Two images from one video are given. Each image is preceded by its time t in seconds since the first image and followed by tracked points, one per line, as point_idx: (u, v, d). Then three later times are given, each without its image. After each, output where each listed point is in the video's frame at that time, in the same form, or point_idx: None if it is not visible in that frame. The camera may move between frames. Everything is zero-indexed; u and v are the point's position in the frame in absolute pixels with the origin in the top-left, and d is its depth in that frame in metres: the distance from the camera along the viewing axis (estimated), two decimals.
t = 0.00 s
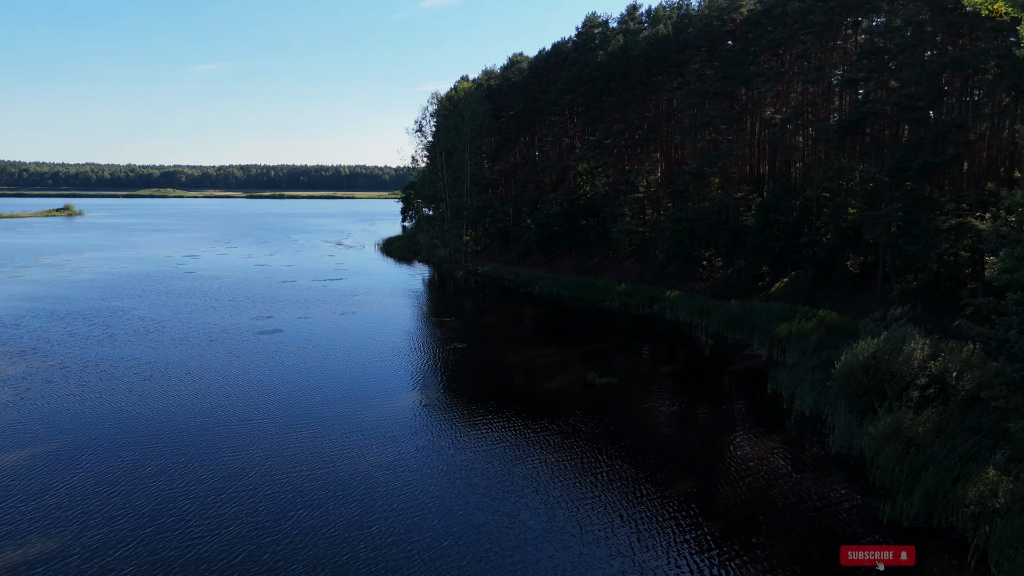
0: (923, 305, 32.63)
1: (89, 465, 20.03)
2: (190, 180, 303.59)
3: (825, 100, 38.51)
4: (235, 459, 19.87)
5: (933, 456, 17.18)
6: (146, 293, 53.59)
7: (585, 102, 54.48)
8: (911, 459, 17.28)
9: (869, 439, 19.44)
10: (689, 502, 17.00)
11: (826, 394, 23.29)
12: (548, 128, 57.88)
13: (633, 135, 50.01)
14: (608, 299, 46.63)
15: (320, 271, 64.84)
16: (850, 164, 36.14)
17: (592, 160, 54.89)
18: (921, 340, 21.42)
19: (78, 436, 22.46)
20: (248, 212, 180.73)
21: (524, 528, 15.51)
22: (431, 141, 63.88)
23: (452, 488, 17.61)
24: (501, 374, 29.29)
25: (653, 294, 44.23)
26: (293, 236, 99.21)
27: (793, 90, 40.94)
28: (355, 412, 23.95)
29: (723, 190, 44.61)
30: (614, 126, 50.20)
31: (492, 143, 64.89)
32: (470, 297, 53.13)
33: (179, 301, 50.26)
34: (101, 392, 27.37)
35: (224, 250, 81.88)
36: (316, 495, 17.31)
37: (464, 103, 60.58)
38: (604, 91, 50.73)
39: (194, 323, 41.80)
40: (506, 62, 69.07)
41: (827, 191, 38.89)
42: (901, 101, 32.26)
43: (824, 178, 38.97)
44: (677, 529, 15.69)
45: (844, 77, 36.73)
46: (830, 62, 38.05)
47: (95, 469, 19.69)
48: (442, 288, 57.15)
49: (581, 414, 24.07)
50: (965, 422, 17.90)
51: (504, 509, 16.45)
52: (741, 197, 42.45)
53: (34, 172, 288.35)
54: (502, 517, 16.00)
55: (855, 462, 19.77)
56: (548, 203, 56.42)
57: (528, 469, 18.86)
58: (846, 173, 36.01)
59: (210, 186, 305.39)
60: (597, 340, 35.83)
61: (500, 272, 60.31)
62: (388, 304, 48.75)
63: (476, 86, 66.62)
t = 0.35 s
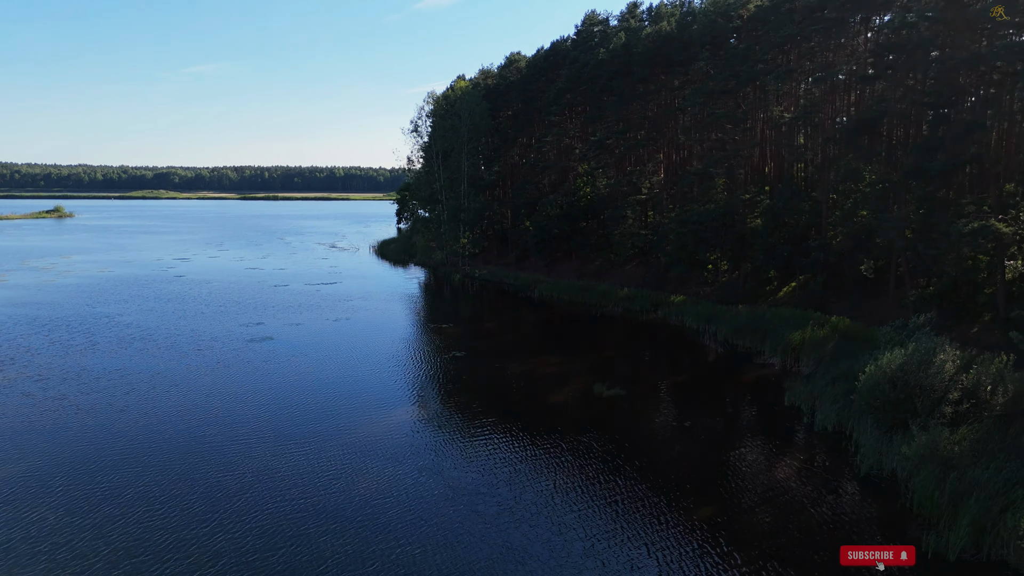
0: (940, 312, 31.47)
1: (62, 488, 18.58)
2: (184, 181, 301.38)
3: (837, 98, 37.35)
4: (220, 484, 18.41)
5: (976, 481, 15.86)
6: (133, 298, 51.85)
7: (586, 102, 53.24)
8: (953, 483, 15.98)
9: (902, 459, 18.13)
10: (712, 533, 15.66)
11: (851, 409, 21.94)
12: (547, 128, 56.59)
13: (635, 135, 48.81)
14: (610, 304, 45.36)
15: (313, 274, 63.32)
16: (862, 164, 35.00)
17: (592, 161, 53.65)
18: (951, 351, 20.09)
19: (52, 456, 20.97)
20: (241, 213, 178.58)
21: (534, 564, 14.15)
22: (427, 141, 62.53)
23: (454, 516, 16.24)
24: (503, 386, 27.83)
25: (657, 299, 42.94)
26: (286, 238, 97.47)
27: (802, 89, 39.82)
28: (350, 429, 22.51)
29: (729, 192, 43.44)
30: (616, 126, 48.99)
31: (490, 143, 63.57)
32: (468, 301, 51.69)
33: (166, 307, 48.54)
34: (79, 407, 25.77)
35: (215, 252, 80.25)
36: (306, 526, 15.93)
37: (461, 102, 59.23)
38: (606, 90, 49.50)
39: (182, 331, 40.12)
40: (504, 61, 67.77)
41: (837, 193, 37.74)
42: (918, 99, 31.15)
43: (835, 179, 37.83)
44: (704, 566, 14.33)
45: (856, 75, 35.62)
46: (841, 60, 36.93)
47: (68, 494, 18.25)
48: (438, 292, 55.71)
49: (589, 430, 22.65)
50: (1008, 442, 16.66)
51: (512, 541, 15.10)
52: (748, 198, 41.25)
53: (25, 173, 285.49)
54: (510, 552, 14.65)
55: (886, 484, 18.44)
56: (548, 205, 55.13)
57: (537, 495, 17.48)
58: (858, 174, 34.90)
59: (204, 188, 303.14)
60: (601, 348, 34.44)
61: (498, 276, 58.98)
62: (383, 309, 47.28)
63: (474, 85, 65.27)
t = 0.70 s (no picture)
0: (961, 319, 30.28)
1: (33, 517, 17.04)
2: (178, 183, 298.99)
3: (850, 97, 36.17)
4: (205, 512, 16.93)
5: None
6: (121, 303, 50.20)
7: (587, 101, 51.97)
8: (1005, 513, 14.63)
9: (943, 483, 16.77)
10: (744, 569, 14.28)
11: (880, 425, 20.58)
12: (548, 128, 55.28)
13: (639, 135, 47.56)
14: (614, 309, 44.04)
15: (308, 278, 61.76)
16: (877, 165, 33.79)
17: (594, 162, 52.37)
18: (988, 363, 18.70)
19: (24, 478, 19.41)
20: (236, 215, 176.77)
21: None
22: (425, 141, 61.14)
23: (462, 551, 14.83)
24: (507, 398, 26.37)
25: (663, 304, 41.64)
26: (281, 241, 95.85)
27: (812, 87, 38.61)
28: (346, 448, 21.00)
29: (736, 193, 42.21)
30: (619, 125, 47.79)
31: (489, 144, 62.24)
32: (467, 306, 50.25)
33: (156, 311, 46.98)
34: (57, 422, 24.14)
35: (207, 255, 78.53)
36: (299, 562, 14.49)
37: (459, 102, 57.86)
38: (609, 89, 48.24)
39: (171, 337, 38.57)
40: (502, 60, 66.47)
41: (850, 195, 36.53)
42: (937, 96, 29.98)
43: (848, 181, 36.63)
44: None
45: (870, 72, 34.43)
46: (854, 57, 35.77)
47: (39, 524, 16.72)
48: (436, 296, 54.27)
49: (602, 448, 21.20)
50: None
51: None
52: (757, 200, 39.99)
53: (17, 174, 282.78)
54: None
55: (925, 509, 17.10)
56: (549, 208, 53.83)
57: (553, 526, 16.01)
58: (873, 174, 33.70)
59: (199, 189, 300.88)
60: (607, 357, 33.05)
61: (497, 279, 57.60)
62: (380, 315, 45.82)
63: (472, 85, 63.93)
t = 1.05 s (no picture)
0: (984, 326, 29.12)
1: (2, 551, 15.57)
2: (173, 185, 296.75)
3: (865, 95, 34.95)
4: (191, 545, 15.51)
5: None
6: (111, 308, 48.60)
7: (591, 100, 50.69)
8: None
9: (992, 512, 15.48)
10: None
11: (915, 443, 19.27)
12: (550, 129, 54.01)
13: (644, 135, 46.30)
14: (620, 314, 42.73)
15: (303, 282, 60.27)
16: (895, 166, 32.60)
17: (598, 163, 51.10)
18: None
19: None
20: (231, 217, 174.98)
21: None
22: (423, 142, 59.79)
23: None
24: (513, 411, 24.95)
25: (670, 310, 40.39)
26: (277, 244, 94.25)
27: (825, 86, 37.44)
28: (344, 470, 19.61)
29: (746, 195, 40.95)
30: (624, 125, 46.57)
31: (489, 145, 60.93)
32: (468, 311, 48.89)
33: (146, 317, 45.35)
34: (35, 438, 22.65)
35: (201, 259, 76.89)
36: None
37: (459, 101, 56.56)
38: (613, 88, 47.01)
39: (160, 345, 36.99)
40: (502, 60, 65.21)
41: (866, 197, 35.37)
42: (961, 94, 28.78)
43: (862, 183, 35.47)
44: None
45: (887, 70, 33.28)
46: (870, 54, 34.55)
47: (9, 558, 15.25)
48: (436, 301, 52.88)
49: (617, 469, 19.84)
50: None
51: None
52: (769, 203, 38.79)
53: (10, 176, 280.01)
54: None
55: (970, 538, 15.81)
56: (551, 210, 52.52)
57: (573, 561, 14.67)
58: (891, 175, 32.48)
59: (194, 192, 298.63)
60: (616, 366, 31.70)
61: (497, 283, 56.26)
62: (377, 321, 44.35)
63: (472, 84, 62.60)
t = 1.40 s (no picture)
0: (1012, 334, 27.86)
1: None
2: (168, 186, 294.56)
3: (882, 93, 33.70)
4: None
5: None
6: (101, 314, 47.07)
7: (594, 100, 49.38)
8: None
9: None
10: None
11: (955, 466, 17.92)
12: (552, 129, 52.64)
13: (650, 135, 45.00)
14: (626, 319, 41.42)
15: (300, 286, 58.76)
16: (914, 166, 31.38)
17: (601, 164, 49.79)
18: None
19: None
20: (227, 218, 173.23)
21: None
22: (422, 142, 58.38)
23: None
24: (521, 426, 23.54)
25: (679, 316, 39.08)
26: (273, 246, 92.68)
27: (840, 84, 36.15)
28: (343, 494, 18.21)
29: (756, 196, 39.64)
30: (629, 125, 45.25)
31: (489, 145, 59.56)
32: (469, 317, 47.49)
33: (136, 324, 43.77)
34: (11, 458, 21.13)
35: (195, 262, 75.29)
36: None
37: (459, 101, 55.18)
38: (618, 87, 45.68)
39: (149, 353, 35.48)
40: (502, 58, 63.83)
41: (882, 199, 34.13)
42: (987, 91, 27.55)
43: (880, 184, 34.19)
44: None
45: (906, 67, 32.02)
46: (888, 51, 33.31)
47: None
48: (435, 306, 51.46)
49: (636, 491, 18.46)
50: None
51: None
52: (781, 205, 37.48)
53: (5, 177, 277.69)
54: None
55: None
56: (554, 212, 51.18)
57: None
58: (911, 176, 31.26)
59: (190, 193, 296.49)
60: (626, 376, 30.33)
61: (499, 287, 54.90)
62: (376, 327, 42.89)
63: (471, 83, 61.24)
